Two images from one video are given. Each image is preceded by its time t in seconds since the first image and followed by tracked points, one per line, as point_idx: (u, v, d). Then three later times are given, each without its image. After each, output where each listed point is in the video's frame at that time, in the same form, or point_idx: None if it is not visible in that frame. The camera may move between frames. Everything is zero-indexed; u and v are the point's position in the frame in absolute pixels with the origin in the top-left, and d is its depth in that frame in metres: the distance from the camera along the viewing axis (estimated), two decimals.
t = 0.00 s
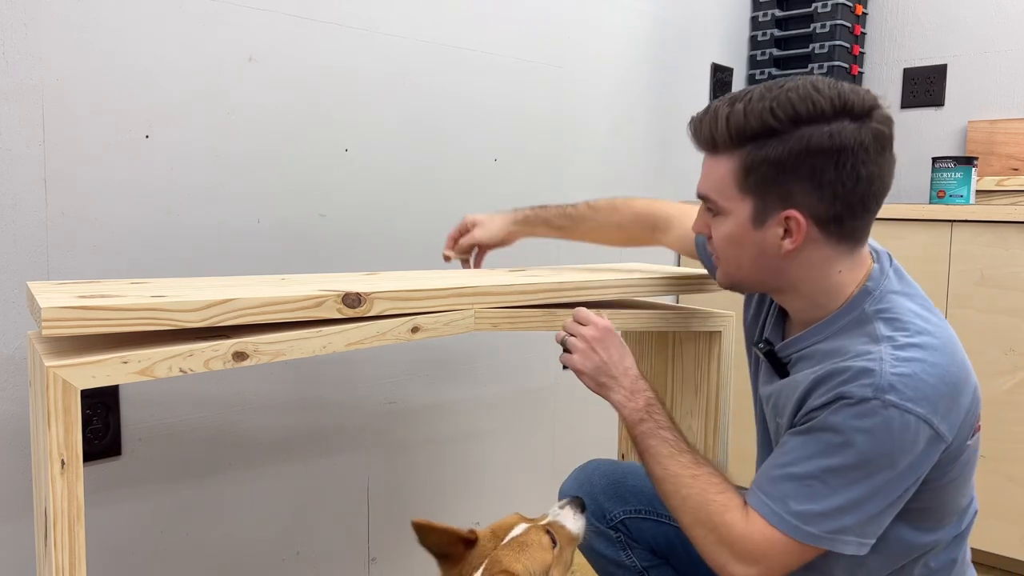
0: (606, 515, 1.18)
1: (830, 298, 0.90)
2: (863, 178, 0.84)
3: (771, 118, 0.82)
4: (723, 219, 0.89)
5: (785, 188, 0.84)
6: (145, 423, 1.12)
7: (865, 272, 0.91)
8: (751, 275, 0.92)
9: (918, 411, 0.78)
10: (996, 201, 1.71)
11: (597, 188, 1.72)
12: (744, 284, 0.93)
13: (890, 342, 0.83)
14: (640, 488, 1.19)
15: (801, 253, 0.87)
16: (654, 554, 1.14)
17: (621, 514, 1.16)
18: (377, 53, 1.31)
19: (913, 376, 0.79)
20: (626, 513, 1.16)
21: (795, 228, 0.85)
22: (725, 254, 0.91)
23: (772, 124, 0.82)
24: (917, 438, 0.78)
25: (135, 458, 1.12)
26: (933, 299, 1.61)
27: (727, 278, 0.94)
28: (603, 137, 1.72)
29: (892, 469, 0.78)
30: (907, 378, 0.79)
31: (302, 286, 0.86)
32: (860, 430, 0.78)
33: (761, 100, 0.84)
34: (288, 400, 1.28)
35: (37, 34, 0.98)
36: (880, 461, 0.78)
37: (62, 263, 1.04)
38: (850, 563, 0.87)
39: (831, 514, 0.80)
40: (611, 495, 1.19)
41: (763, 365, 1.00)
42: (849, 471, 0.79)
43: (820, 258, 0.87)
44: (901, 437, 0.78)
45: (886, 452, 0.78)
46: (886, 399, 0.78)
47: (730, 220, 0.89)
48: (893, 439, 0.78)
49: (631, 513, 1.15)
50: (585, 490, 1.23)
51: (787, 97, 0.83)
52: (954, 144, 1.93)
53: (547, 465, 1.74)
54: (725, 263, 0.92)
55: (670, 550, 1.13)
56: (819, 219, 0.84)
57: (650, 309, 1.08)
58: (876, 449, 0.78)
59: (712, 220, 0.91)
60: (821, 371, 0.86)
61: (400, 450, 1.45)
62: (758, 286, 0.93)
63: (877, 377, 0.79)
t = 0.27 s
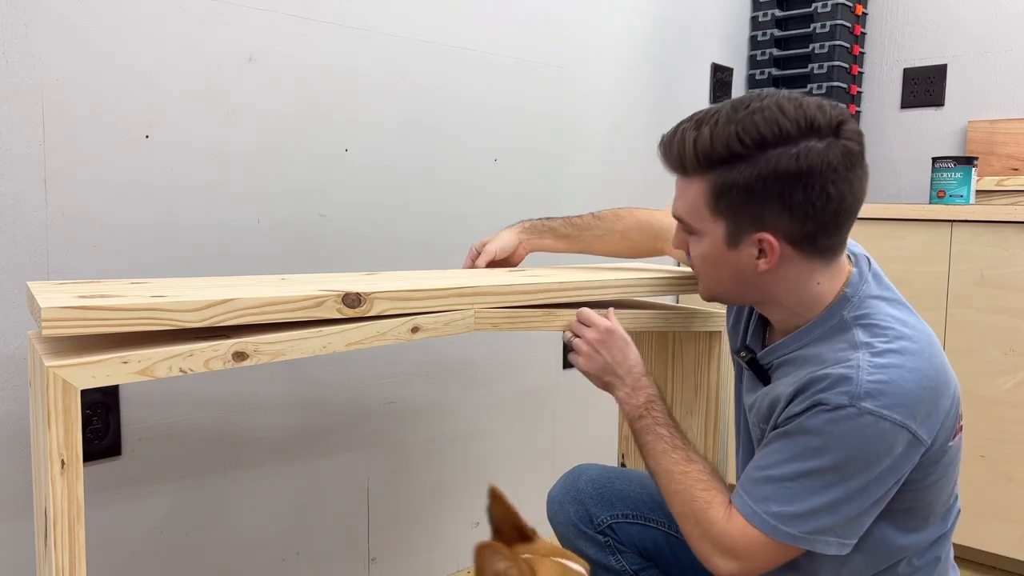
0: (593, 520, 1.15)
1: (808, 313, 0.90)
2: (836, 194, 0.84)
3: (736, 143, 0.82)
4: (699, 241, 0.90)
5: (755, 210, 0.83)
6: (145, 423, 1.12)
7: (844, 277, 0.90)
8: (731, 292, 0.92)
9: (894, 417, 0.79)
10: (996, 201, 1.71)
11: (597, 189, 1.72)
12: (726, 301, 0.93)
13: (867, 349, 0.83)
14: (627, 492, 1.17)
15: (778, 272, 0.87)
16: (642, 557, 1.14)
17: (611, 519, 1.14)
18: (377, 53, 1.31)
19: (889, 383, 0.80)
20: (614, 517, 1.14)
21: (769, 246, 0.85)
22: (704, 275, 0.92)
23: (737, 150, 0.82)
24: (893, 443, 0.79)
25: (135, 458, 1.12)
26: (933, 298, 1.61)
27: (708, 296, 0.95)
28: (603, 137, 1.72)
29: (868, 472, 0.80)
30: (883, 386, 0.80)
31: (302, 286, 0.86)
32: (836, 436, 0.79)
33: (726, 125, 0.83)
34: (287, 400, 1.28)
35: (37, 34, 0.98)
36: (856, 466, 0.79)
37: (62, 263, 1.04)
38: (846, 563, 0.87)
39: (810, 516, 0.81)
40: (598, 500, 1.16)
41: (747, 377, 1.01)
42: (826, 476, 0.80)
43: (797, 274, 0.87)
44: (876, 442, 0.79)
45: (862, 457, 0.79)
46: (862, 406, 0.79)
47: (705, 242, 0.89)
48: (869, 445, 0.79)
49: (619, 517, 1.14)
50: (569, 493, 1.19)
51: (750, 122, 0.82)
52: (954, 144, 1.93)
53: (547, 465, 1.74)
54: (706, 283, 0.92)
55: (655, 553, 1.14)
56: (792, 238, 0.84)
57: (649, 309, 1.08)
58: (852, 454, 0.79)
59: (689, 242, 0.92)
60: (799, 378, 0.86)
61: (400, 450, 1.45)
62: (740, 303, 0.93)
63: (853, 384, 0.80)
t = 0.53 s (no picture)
0: (595, 518, 1.15)
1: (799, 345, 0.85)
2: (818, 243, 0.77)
3: (700, 225, 0.76)
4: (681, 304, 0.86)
5: (736, 281, 0.78)
6: (145, 423, 1.12)
7: (830, 301, 0.85)
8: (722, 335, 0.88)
9: (882, 448, 0.77)
10: (996, 201, 1.71)
11: (598, 189, 1.72)
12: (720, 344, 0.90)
13: (855, 378, 0.80)
14: (630, 493, 1.17)
15: (767, 325, 0.83)
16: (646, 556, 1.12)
17: (612, 518, 1.14)
18: (377, 54, 1.31)
19: (877, 414, 0.77)
20: (616, 516, 1.14)
21: (755, 306, 0.80)
22: (693, 328, 0.88)
23: (701, 229, 0.76)
24: (883, 470, 0.77)
25: (135, 458, 1.12)
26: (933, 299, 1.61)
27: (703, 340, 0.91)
28: (603, 137, 1.72)
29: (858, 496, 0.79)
30: (871, 418, 0.77)
31: (301, 286, 0.86)
32: (823, 467, 0.78)
33: (685, 202, 0.77)
34: (287, 400, 1.28)
35: (37, 34, 0.98)
36: (845, 491, 0.78)
37: (62, 263, 1.04)
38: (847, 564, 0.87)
39: (797, 541, 0.80)
40: (600, 499, 1.16)
41: (739, 398, 0.97)
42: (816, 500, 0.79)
43: (785, 322, 0.82)
44: (864, 471, 0.77)
45: (850, 483, 0.78)
46: (848, 438, 0.77)
47: (687, 305, 0.85)
48: (856, 473, 0.77)
49: (621, 517, 1.14)
50: (572, 493, 1.19)
51: (708, 199, 0.75)
52: (954, 144, 1.93)
53: (547, 465, 1.74)
54: (697, 333, 0.89)
55: (657, 553, 1.12)
56: (776, 298, 0.79)
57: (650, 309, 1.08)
58: (840, 481, 0.78)
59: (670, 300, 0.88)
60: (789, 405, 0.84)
61: (400, 450, 1.45)
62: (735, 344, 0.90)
63: (840, 417, 0.78)
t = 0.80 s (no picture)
0: (600, 513, 1.14)
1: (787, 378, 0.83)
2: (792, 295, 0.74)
3: (669, 295, 0.74)
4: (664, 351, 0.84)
5: (715, 341, 0.76)
6: (144, 423, 1.12)
7: (820, 329, 0.82)
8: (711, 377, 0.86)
9: (862, 479, 0.76)
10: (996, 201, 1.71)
11: (598, 189, 1.72)
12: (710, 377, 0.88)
13: (840, 410, 0.78)
14: (633, 488, 1.17)
15: (752, 368, 0.81)
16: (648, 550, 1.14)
17: (617, 513, 1.14)
18: (377, 54, 1.31)
19: (859, 448, 0.76)
20: (621, 511, 1.14)
21: (738, 357, 0.78)
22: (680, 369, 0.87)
23: (669, 299, 0.74)
24: (864, 498, 0.77)
25: (135, 458, 1.12)
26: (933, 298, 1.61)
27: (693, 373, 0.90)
28: (603, 137, 1.72)
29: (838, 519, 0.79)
30: (853, 451, 0.76)
31: (301, 285, 0.86)
32: (802, 493, 0.78)
33: (650, 273, 0.74)
34: (286, 400, 1.28)
35: (36, 34, 0.98)
36: (825, 515, 0.79)
37: (62, 263, 1.04)
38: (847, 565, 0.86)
39: (773, 554, 0.82)
40: (605, 494, 1.16)
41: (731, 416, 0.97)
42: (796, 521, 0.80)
43: (768, 363, 0.80)
44: (844, 498, 0.77)
45: (830, 508, 0.78)
46: (827, 470, 0.76)
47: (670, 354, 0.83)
48: (836, 500, 0.77)
49: (625, 512, 1.14)
50: (577, 484, 1.17)
51: (673, 271, 0.73)
52: (954, 144, 1.93)
53: (547, 465, 1.74)
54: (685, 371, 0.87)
55: (658, 548, 1.14)
56: (757, 350, 0.77)
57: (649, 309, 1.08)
58: (819, 507, 0.78)
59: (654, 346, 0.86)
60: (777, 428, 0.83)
61: (400, 449, 1.45)
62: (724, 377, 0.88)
63: (821, 449, 0.77)
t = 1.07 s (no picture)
0: (599, 510, 1.15)
1: (778, 381, 0.83)
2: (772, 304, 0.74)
3: (646, 310, 0.74)
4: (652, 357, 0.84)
5: (697, 351, 0.76)
6: (145, 423, 1.12)
7: (812, 333, 0.81)
8: (700, 381, 0.87)
9: (848, 484, 0.76)
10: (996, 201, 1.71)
11: (598, 189, 1.72)
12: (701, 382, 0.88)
13: (829, 414, 0.78)
14: (633, 486, 1.17)
15: (739, 375, 0.81)
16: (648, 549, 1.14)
17: (616, 511, 1.14)
18: (377, 54, 1.31)
19: (846, 452, 0.76)
20: (620, 508, 1.14)
21: (723, 365, 0.78)
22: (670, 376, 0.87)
23: (649, 312, 0.75)
24: (851, 502, 0.77)
25: (135, 458, 1.12)
26: (933, 298, 1.61)
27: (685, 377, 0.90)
28: (603, 137, 1.72)
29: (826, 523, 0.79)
30: (839, 456, 0.76)
31: (301, 285, 0.86)
32: (788, 495, 0.78)
33: (629, 285, 0.75)
34: (286, 400, 1.28)
35: (36, 34, 0.98)
36: (812, 517, 0.79)
37: (62, 263, 1.04)
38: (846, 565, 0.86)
39: (760, 554, 0.82)
40: (605, 491, 1.16)
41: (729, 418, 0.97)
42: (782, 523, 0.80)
43: (755, 370, 0.80)
44: (830, 502, 0.77)
45: (816, 511, 0.78)
46: (813, 473, 0.76)
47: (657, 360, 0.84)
48: (822, 504, 0.77)
49: (625, 510, 1.14)
50: (577, 482, 1.18)
51: (650, 284, 0.73)
52: (954, 144, 1.93)
53: (546, 465, 1.74)
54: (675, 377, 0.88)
55: (658, 547, 1.14)
56: (740, 359, 0.77)
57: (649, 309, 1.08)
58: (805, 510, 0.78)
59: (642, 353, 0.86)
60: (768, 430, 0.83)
61: (400, 449, 1.45)
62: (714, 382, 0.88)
63: (808, 452, 0.77)
